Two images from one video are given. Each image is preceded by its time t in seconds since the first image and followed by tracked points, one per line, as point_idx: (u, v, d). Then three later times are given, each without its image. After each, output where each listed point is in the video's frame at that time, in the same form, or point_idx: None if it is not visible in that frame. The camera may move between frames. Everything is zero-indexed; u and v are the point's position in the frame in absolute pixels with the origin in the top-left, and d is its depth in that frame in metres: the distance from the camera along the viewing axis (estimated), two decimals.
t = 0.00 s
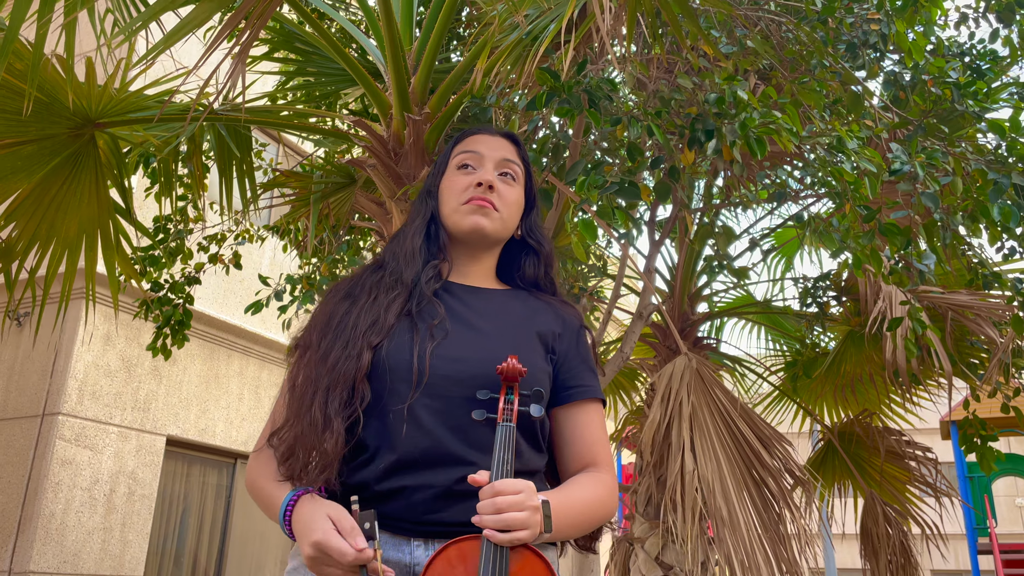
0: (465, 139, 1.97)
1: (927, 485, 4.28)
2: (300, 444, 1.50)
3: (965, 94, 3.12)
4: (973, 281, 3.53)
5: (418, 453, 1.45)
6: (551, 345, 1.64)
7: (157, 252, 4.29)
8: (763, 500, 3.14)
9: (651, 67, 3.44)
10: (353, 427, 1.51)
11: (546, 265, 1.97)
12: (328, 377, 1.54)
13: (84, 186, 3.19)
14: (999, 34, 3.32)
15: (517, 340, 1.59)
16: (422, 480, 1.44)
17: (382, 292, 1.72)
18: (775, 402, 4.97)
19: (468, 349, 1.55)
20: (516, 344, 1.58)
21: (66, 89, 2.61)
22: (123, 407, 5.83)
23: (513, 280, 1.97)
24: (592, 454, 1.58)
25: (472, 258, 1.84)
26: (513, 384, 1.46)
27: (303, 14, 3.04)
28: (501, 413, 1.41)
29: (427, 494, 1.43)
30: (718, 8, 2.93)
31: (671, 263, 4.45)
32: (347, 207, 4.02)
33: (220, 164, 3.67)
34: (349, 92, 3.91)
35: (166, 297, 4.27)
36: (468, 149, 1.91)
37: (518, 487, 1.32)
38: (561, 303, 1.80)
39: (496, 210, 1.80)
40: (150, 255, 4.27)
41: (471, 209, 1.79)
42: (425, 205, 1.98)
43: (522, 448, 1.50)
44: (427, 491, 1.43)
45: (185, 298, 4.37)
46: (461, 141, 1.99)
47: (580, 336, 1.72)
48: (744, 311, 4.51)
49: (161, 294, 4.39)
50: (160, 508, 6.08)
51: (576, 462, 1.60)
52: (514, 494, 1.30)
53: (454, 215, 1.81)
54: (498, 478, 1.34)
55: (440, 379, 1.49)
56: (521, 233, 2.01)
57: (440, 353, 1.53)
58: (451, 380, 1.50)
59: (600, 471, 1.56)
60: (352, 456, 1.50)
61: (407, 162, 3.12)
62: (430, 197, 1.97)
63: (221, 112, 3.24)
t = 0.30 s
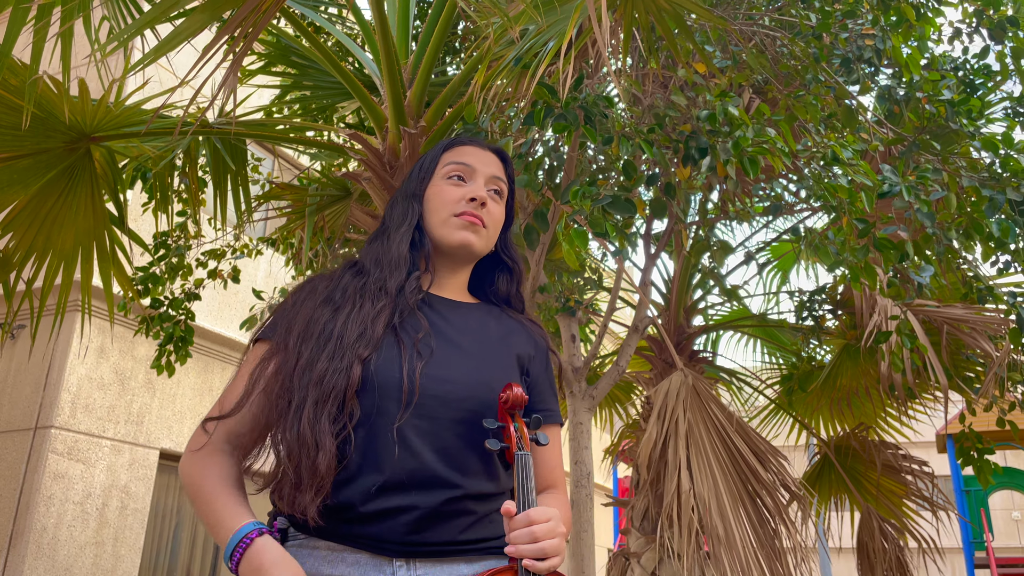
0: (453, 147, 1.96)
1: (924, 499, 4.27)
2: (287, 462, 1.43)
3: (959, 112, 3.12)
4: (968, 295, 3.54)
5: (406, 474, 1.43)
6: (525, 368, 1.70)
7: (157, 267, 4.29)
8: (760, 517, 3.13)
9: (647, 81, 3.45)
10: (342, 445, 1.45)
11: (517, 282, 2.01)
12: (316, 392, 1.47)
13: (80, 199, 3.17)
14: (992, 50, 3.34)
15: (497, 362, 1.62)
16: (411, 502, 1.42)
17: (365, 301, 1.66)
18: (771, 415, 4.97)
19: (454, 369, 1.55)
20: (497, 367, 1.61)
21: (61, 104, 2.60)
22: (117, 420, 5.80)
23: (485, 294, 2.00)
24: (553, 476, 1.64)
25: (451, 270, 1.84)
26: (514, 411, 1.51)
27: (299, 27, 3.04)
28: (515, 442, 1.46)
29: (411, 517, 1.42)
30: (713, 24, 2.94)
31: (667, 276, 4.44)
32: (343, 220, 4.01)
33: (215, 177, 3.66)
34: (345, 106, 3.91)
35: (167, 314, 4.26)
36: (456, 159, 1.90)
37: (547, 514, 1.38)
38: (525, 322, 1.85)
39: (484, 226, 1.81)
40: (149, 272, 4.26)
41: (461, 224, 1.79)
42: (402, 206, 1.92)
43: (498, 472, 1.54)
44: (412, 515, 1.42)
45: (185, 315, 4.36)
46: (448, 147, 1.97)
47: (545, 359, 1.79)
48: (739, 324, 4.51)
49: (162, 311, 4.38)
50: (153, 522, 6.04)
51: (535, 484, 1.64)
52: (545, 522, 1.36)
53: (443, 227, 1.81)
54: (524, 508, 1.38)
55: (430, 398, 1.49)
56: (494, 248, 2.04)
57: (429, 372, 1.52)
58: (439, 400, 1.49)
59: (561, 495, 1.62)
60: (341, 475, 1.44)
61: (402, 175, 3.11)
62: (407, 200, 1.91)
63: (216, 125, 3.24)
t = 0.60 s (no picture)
0: (432, 161, 1.97)
1: (925, 512, 4.25)
2: (268, 481, 1.42)
3: (955, 132, 3.12)
4: (968, 308, 3.54)
5: (390, 488, 1.43)
6: (507, 380, 1.70)
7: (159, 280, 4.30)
8: (759, 531, 3.12)
9: (646, 95, 3.46)
10: (323, 462, 1.45)
11: (496, 294, 2.02)
12: (298, 409, 1.47)
13: (82, 212, 3.17)
14: (991, 64, 3.35)
15: (481, 374, 1.62)
16: (396, 517, 1.41)
17: (347, 317, 1.66)
18: (771, 427, 4.96)
19: (439, 383, 1.55)
20: (481, 379, 1.61)
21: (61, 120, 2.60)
22: (115, 433, 5.78)
23: (462, 304, 2.01)
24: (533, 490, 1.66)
25: (431, 284, 1.85)
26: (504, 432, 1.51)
27: (298, 41, 3.05)
28: (504, 465, 1.45)
29: (395, 532, 1.41)
30: (712, 39, 2.95)
31: (666, 288, 4.45)
32: (343, 232, 4.01)
33: (217, 191, 3.67)
34: (345, 119, 3.92)
35: (170, 327, 4.26)
36: (436, 174, 1.92)
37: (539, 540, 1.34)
38: (507, 334, 1.85)
39: (466, 241, 1.83)
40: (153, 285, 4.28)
41: (443, 239, 1.81)
42: (382, 219, 1.92)
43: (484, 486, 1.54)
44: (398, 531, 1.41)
45: (192, 328, 4.37)
46: (427, 161, 1.98)
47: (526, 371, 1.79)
48: (739, 336, 4.51)
49: (165, 324, 4.38)
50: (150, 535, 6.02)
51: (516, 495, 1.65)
52: (536, 549, 1.32)
53: (425, 242, 1.82)
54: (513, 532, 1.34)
55: (414, 411, 1.49)
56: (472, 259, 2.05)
57: (412, 385, 1.51)
58: (422, 414, 1.49)
59: (541, 508, 1.64)
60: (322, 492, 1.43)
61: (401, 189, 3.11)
62: (385, 214, 1.92)
63: (216, 139, 3.24)
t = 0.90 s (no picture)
0: (405, 175, 1.95)
1: (927, 523, 4.23)
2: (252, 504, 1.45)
3: (951, 148, 3.10)
4: (970, 318, 3.53)
5: (376, 498, 1.43)
6: (496, 382, 1.67)
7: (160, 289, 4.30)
8: (759, 544, 3.10)
9: (647, 105, 3.46)
10: (306, 479, 1.47)
11: (480, 300, 2.01)
12: (277, 430, 1.49)
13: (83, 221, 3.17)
14: (991, 74, 3.35)
15: (465, 376, 1.60)
16: (385, 527, 1.41)
17: (327, 336, 1.69)
18: (774, 436, 4.95)
19: (422, 389, 1.54)
20: (468, 384, 1.59)
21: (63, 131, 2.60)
22: (116, 443, 5.77)
23: (449, 314, 1.99)
24: (535, 492, 1.61)
25: (413, 296, 1.83)
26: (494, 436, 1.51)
27: (300, 53, 3.05)
28: (489, 467, 1.44)
29: (385, 542, 1.41)
30: (713, 50, 2.96)
31: (667, 297, 4.44)
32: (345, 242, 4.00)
33: (217, 202, 3.67)
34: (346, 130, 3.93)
35: (172, 337, 4.26)
36: (411, 188, 1.90)
37: (516, 543, 1.34)
38: (498, 337, 1.82)
39: (444, 252, 1.81)
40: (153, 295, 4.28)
41: (420, 252, 1.79)
42: (356, 238, 1.92)
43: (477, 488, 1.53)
44: (389, 540, 1.41)
45: (192, 337, 4.36)
46: (401, 175, 1.96)
47: (518, 372, 1.76)
48: (740, 345, 4.50)
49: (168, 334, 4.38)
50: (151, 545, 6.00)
51: (517, 500, 1.61)
52: (512, 551, 1.33)
53: (403, 256, 1.81)
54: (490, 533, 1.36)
55: (395, 419, 1.48)
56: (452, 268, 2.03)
57: (393, 394, 1.51)
58: (404, 421, 1.49)
59: (544, 511, 1.59)
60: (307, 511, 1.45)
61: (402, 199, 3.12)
62: (361, 232, 1.92)
63: (217, 149, 3.25)
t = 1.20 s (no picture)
0: (407, 185, 1.95)
1: (930, 528, 4.22)
2: (249, 517, 1.47)
3: (954, 151, 3.12)
4: (971, 323, 3.53)
5: (373, 505, 1.42)
6: (499, 387, 1.65)
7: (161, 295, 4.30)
8: (762, 551, 3.09)
9: (647, 110, 3.46)
10: (304, 489, 1.48)
11: (481, 308, 2.01)
12: (275, 442, 1.51)
13: (83, 228, 3.17)
14: (992, 79, 3.35)
15: (466, 381, 1.59)
16: (384, 534, 1.40)
17: (327, 345, 1.69)
18: (776, 442, 4.96)
19: (422, 395, 1.53)
20: (470, 390, 1.58)
21: (63, 139, 2.60)
22: (117, 449, 5.77)
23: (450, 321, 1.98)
24: (542, 494, 1.59)
25: (415, 303, 1.83)
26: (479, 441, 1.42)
27: (300, 59, 3.05)
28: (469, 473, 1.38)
29: (384, 549, 1.40)
30: (712, 55, 2.96)
31: (668, 302, 4.43)
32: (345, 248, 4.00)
33: (217, 208, 3.67)
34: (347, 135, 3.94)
35: (173, 343, 4.25)
36: (414, 198, 1.90)
37: (494, 542, 1.27)
38: (501, 343, 1.81)
39: (448, 260, 1.80)
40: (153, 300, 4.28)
41: (425, 260, 1.79)
42: (358, 248, 1.92)
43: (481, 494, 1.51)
44: (390, 545, 1.40)
45: (191, 343, 4.35)
46: (402, 186, 1.96)
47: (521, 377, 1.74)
48: (742, 350, 4.49)
49: (169, 341, 4.38)
50: (151, 550, 5.99)
51: (525, 504, 1.60)
52: (489, 553, 1.26)
53: (407, 264, 1.80)
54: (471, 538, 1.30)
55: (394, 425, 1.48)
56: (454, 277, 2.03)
57: (391, 401, 1.51)
58: (403, 427, 1.48)
59: (550, 513, 1.57)
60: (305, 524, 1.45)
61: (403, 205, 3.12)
62: (363, 242, 1.92)
63: (218, 155, 3.25)
